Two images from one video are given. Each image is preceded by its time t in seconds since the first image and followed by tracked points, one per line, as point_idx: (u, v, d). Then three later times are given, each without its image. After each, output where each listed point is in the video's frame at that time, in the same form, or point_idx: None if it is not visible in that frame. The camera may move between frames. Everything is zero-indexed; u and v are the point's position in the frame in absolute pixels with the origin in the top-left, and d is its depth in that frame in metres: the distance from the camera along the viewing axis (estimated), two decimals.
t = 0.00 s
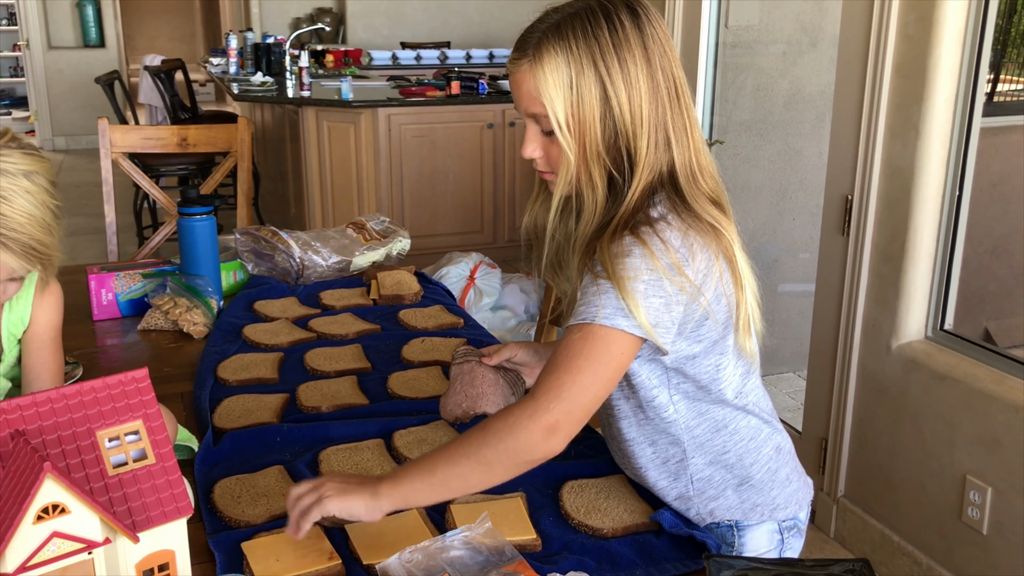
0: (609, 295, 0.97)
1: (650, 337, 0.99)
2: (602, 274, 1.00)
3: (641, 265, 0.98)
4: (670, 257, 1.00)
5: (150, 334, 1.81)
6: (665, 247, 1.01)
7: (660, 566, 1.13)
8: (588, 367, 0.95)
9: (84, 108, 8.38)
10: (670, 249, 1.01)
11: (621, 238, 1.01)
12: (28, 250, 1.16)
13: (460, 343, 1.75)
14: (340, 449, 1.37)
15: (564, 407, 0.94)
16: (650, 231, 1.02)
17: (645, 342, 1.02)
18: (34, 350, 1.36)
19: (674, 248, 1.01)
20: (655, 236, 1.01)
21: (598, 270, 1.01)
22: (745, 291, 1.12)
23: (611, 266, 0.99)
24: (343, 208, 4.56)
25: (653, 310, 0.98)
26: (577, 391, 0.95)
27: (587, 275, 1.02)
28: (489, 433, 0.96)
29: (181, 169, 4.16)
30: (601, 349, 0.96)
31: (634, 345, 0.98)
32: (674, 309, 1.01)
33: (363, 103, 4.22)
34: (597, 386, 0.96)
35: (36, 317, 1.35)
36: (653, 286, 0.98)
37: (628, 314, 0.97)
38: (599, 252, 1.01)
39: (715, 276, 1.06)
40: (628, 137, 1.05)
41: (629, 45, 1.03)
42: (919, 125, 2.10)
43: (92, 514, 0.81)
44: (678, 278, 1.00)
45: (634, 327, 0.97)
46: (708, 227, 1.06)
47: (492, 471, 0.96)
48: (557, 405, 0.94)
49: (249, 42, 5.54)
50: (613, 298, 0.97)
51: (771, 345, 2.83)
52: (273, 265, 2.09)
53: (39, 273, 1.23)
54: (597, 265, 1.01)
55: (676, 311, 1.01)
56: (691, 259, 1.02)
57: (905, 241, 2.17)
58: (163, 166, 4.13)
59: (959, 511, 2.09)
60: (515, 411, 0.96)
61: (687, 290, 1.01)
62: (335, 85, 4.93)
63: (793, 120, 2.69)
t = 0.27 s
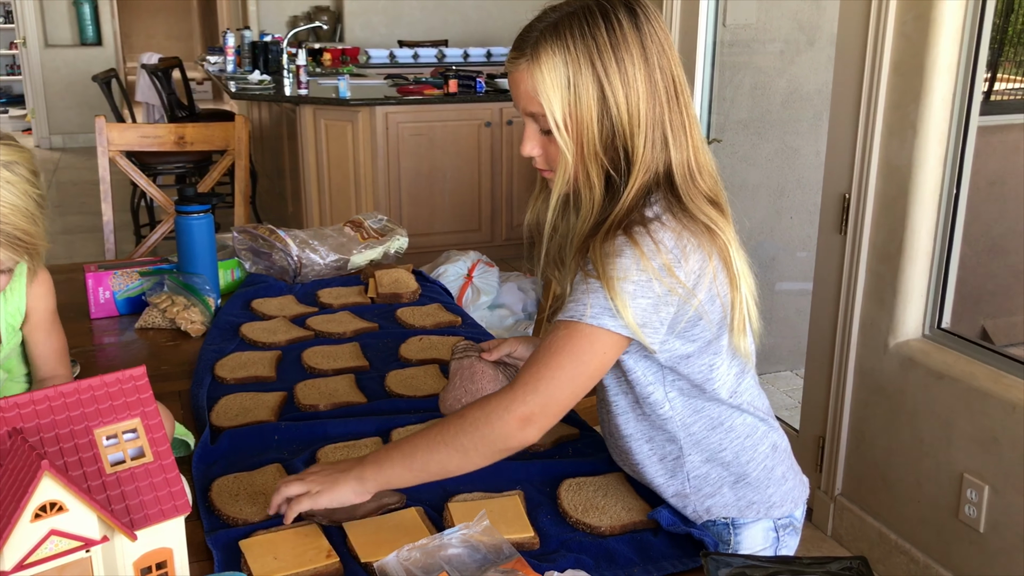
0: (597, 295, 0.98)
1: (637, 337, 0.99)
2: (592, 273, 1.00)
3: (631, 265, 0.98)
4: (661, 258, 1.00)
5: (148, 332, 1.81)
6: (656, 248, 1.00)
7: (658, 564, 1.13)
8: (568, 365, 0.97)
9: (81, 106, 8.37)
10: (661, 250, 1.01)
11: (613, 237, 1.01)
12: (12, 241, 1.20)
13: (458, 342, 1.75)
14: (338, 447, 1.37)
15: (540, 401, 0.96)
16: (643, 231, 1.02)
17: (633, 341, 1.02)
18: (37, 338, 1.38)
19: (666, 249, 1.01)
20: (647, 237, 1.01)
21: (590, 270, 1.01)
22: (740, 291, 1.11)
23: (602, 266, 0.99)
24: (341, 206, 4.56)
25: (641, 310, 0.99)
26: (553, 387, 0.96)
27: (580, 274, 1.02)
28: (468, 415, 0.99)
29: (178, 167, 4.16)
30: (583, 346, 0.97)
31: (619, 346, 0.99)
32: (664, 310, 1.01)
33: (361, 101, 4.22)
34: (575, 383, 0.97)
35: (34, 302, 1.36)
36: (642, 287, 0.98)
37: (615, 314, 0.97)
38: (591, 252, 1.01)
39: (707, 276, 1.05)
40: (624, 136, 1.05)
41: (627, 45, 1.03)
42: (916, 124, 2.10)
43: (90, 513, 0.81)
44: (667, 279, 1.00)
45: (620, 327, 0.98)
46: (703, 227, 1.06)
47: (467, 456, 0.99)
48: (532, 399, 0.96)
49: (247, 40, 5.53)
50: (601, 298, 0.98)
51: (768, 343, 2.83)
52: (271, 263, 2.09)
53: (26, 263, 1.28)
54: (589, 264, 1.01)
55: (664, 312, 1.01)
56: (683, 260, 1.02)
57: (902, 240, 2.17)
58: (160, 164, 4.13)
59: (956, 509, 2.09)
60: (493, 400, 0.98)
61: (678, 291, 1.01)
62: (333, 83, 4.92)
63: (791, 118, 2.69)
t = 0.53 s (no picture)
0: (607, 287, 0.98)
1: (647, 329, 0.99)
2: (601, 265, 1.00)
3: (640, 257, 0.98)
4: (670, 250, 1.00)
5: (146, 331, 1.81)
6: (664, 240, 1.01)
7: (656, 562, 1.13)
8: (583, 357, 0.96)
9: (78, 105, 8.36)
10: (669, 242, 1.01)
11: (621, 230, 1.01)
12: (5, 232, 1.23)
13: (456, 340, 1.75)
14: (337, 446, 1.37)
15: (556, 395, 0.95)
16: (650, 224, 1.02)
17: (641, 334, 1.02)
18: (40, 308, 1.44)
19: (673, 241, 1.01)
20: (654, 229, 1.01)
21: (597, 261, 1.01)
22: (743, 285, 1.12)
23: (611, 257, 0.99)
24: (338, 205, 4.55)
25: (651, 302, 0.99)
26: (569, 380, 0.95)
27: (587, 268, 1.02)
28: (481, 408, 0.98)
29: (175, 166, 4.17)
30: (596, 339, 0.96)
31: (631, 336, 0.98)
32: (672, 302, 1.01)
33: (358, 100, 4.22)
34: (591, 376, 0.96)
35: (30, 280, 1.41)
36: (651, 278, 0.99)
37: (625, 305, 0.97)
38: (598, 244, 1.01)
39: (712, 269, 1.06)
40: (627, 131, 1.05)
41: (628, 40, 1.03)
42: (914, 122, 2.10)
43: (89, 512, 0.81)
44: (676, 271, 1.00)
45: (631, 318, 0.97)
46: (707, 221, 1.06)
47: (478, 444, 0.98)
48: (549, 393, 0.95)
49: (244, 39, 5.53)
50: (612, 289, 0.97)
51: (766, 341, 2.83)
52: (269, 262, 2.09)
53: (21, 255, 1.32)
54: (597, 256, 1.01)
55: (673, 304, 1.01)
56: (690, 253, 1.03)
57: (900, 237, 2.18)
58: (158, 164, 4.13)
59: (954, 507, 2.10)
60: (509, 395, 0.97)
61: (685, 283, 1.01)
62: (330, 82, 4.92)
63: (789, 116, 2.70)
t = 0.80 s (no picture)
0: (617, 278, 0.97)
1: (657, 321, 0.99)
2: (609, 257, 1.00)
3: (649, 249, 0.99)
4: (677, 244, 1.01)
5: (143, 333, 1.81)
6: (672, 233, 1.01)
7: (654, 561, 1.13)
8: (594, 346, 0.96)
9: (74, 107, 8.35)
10: (677, 236, 1.01)
11: (628, 225, 1.02)
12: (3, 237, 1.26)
13: (453, 340, 1.75)
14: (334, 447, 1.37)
15: (568, 385, 0.95)
16: (657, 218, 1.02)
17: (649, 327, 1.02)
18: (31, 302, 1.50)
19: (680, 235, 1.02)
20: (661, 223, 1.02)
21: (606, 254, 1.01)
22: (745, 281, 1.12)
23: (620, 250, 0.99)
24: (336, 205, 4.55)
25: (660, 294, 0.99)
26: (579, 369, 0.95)
27: (593, 262, 1.02)
28: (492, 394, 0.97)
29: (172, 168, 4.17)
30: (606, 328, 0.96)
31: (639, 326, 0.98)
32: (681, 295, 1.01)
33: (355, 100, 4.22)
34: (600, 366, 0.96)
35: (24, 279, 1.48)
36: (661, 270, 0.99)
37: (636, 297, 0.97)
38: (606, 238, 1.02)
39: (717, 263, 1.06)
40: (629, 127, 1.05)
41: (628, 36, 1.03)
42: (910, 121, 2.10)
43: (86, 513, 0.81)
44: (683, 264, 1.01)
45: (641, 310, 0.98)
46: (711, 216, 1.07)
47: (483, 429, 0.98)
48: (561, 383, 0.95)
49: (241, 41, 5.53)
50: (622, 281, 0.97)
51: (764, 340, 2.83)
52: (266, 263, 2.09)
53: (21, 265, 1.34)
54: (605, 249, 1.01)
55: (681, 297, 1.01)
56: (696, 246, 1.03)
57: (897, 235, 2.18)
58: (155, 165, 4.13)
59: (952, 505, 2.10)
60: (520, 384, 0.96)
61: (692, 277, 1.01)
62: (327, 83, 4.92)
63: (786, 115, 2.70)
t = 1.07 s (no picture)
0: (615, 280, 0.97)
1: (654, 322, 0.99)
2: (606, 259, 1.00)
3: (646, 251, 0.99)
4: (673, 245, 1.01)
5: (141, 335, 1.80)
6: (668, 234, 1.01)
7: (652, 561, 1.13)
8: (595, 350, 0.96)
9: (72, 109, 8.35)
10: (673, 237, 1.01)
11: (624, 226, 1.02)
12: None
13: (451, 341, 1.75)
14: (333, 448, 1.37)
15: (571, 391, 0.95)
16: (653, 220, 1.02)
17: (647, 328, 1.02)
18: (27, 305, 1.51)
19: (676, 237, 1.02)
20: (657, 224, 1.02)
21: (602, 255, 1.01)
22: (740, 282, 1.12)
23: (616, 252, 0.99)
24: (334, 206, 4.55)
25: (658, 295, 0.99)
26: (582, 374, 0.95)
27: (589, 264, 1.02)
28: (497, 402, 0.97)
29: (170, 170, 4.17)
30: (606, 332, 0.97)
31: (637, 329, 0.99)
32: (677, 296, 1.01)
33: (353, 101, 4.22)
34: (603, 369, 0.97)
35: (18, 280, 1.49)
36: (658, 272, 0.99)
37: (633, 298, 0.97)
38: (601, 239, 1.02)
39: (713, 264, 1.06)
40: (624, 129, 1.05)
41: (622, 37, 1.03)
42: (907, 119, 2.11)
43: (83, 515, 0.81)
44: (679, 265, 1.01)
45: (639, 312, 0.98)
46: (706, 217, 1.07)
47: (488, 437, 0.97)
48: (565, 389, 0.95)
49: (238, 42, 5.53)
50: (619, 283, 0.97)
51: (762, 340, 2.83)
52: (264, 264, 2.09)
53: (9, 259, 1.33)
54: (601, 251, 1.01)
55: (678, 298, 1.01)
56: (692, 247, 1.03)
57: (894, 235, 2.18)
58: (153, 167, 4.13)
59: (950, 504, 2.10)
60: (524, 392, 0.96)
61: (689, 278, 1.02)
62: (325, 84, 4.92)
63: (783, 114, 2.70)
